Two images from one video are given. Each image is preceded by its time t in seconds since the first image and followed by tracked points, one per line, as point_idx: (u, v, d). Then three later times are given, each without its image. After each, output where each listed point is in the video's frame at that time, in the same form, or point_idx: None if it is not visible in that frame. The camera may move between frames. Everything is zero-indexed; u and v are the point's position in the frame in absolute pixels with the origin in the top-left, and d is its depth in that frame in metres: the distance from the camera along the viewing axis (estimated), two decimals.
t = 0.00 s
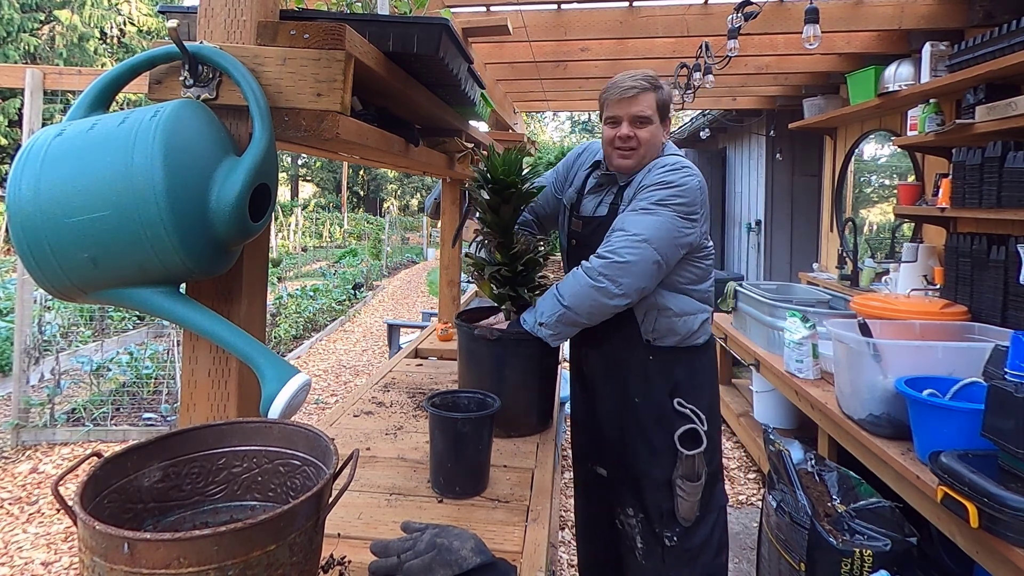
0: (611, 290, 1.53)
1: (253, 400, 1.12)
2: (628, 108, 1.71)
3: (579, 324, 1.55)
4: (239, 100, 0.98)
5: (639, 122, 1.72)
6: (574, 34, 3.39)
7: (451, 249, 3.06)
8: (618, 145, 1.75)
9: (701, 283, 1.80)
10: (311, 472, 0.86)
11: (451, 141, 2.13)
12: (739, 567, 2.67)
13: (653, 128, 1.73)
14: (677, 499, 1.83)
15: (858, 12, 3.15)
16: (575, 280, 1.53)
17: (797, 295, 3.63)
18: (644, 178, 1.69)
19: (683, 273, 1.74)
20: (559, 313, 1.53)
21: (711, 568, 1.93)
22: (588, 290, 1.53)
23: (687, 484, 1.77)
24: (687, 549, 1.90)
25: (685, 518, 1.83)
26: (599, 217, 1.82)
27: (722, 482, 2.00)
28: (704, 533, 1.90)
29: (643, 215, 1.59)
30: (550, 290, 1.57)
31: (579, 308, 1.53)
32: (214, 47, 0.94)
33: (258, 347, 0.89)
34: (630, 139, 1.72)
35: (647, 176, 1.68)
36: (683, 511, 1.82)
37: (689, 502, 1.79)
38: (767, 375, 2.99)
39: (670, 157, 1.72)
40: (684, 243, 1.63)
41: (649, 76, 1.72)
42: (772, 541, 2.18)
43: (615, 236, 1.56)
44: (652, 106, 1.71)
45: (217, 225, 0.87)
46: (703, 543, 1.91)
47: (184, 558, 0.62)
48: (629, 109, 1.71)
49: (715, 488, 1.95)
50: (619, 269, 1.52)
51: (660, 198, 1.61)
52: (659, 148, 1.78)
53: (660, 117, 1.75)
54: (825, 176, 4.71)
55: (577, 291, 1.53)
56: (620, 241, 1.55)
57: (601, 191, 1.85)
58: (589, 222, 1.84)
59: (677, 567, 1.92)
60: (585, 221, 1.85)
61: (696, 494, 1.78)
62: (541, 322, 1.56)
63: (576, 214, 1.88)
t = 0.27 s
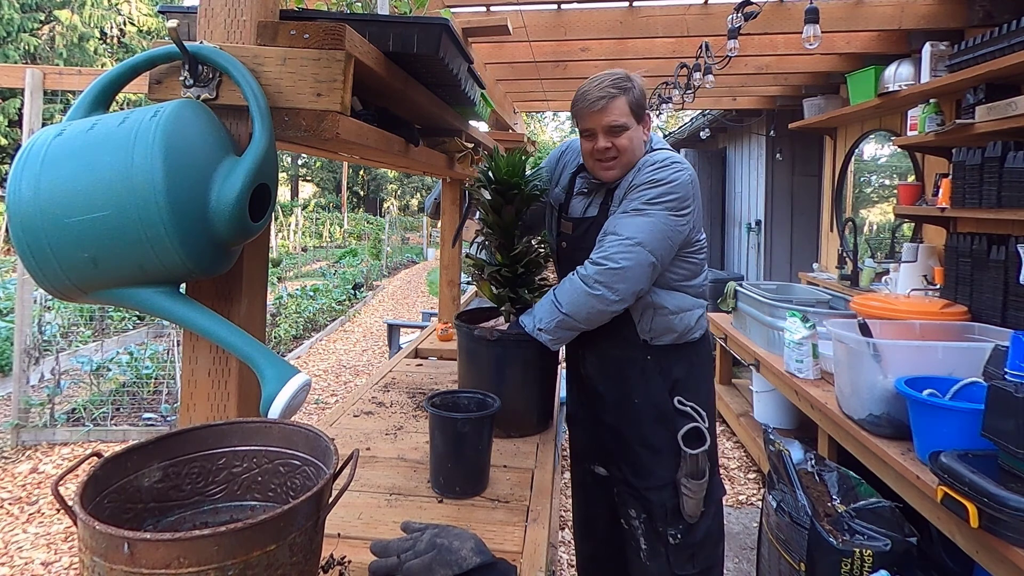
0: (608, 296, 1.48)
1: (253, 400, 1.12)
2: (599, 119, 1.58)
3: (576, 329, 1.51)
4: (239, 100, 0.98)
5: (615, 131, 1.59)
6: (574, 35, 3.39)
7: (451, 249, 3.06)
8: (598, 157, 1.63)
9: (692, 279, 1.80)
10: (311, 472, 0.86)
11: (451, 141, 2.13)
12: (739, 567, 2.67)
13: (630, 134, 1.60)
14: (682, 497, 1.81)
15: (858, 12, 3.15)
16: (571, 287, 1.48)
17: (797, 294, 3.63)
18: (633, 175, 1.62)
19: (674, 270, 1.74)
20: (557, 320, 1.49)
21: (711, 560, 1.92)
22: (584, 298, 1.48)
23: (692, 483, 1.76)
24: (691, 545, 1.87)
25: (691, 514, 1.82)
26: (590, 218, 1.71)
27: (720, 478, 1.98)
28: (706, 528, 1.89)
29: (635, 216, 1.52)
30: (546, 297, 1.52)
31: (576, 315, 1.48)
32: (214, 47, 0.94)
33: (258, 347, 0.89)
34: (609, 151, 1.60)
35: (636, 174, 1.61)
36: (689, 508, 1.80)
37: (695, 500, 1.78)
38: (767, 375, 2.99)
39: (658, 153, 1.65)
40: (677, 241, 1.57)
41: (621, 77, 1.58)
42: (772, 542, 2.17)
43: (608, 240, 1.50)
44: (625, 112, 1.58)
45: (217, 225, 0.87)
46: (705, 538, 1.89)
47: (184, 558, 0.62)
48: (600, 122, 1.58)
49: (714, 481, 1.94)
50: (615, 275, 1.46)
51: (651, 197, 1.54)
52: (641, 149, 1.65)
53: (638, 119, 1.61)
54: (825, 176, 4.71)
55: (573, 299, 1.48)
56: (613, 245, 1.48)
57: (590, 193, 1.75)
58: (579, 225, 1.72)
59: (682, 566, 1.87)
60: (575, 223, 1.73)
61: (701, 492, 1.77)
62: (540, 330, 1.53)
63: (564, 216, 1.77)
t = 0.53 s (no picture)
0: (616, 300, 1.53)
1: (253, 400, 1.12)
2: (592, 128, 1.69)
3: (579, 328, 1.56)
4: (239, 100, 0.98)
5: (605, 140, 1.69)
6: (574, 34, 3.39)
7: (451, 249, 3.06)
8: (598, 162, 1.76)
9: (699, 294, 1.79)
10: (312, 472, 0.86)
11: (451, 141, 2.13)
12: (739, 568, 2.67)
13: (623, 140, 1.68)
14: (651, 509, 1.81)
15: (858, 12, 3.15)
16: (582, 288, 1.53)
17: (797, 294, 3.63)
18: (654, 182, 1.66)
19: (683, 285, 1.75)
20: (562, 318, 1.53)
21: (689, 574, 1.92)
22: (593, 298, 1.53)
23: (661, 496, 1.75)
24: (661, 557, 1.88)
25: (659, 528, 1.81)
26: (602, 215, 1.80)
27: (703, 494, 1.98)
28: (679, 542, 1.88)
29: (653, 224, 1.57)
30: (553, 293, 1.56)
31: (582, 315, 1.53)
32: (214, 47, 0.94)
33: (258, 347, 0.89)
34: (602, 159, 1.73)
35: (658, 181, 1.65)
36: (657, 522, 1.80)
37: (663, 513, 1.77)
38: (767, 375, 2.98)
39: (680, 163, 1.69)
40: (691, 254, 1.62)
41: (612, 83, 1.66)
42: (772, 542, 2.18)
43: (625, 245, 1.54)
44: (613, 120, 1.66)
45: (217, 225, 0.87)
46: (679, 551, 1.89)
47: (184, 558, 0.62)
48: (592, 131, 1.69)
49: (693, 499, 1.93)
50: (627, 280, 1.52)
51: (671, 208, 1.59)
52: (642, 151, 1.72)
53: (630, 122, 1.67)
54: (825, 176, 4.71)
55: (582, 299, 1.53)
56: (630, 251, 1.53)
57: (604, 191, 1.85)
58: (592, 219, 1.82)
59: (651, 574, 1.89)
60: (588, 217, 1.83)
61: (669, 506, 1.75)
62: (542, 324, 1.57)
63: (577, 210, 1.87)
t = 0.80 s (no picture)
0: (625, 298, 1.53)
1: (253, 400, 1.12)
2: (586, 138, 1.69)
3: (589, 329, 1.57)
4: (238, 100, 0.98)
5: (602, 148, 1.69)
6: (574, 35, 3.39)
7: (451, 249, 3.07)
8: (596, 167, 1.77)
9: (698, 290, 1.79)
10: (311, 472, 0.86)
11: (451, 141, 2.13)
12: (739, 567, 2.67)
13: (618, 147, 1.69)
14: (650, 507, 1.81)
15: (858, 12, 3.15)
16: (591, 288, 1.53)
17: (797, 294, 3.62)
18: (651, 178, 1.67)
19: (685, 281, 1.74)
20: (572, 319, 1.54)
21: None
22: (601, 298, 1.53)
23: (660, 493, 1.74)
24: (658, 558, 1.88)
25: (658, 527, 1.81)
26: (602, 212, 1.80)
27: (701, 495, 1.98)
28: (677, 543, 1.88)
29: (654, 220, 1.57)
30: (561, 294, 1.56)
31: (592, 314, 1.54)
32: (214, 47, 0.94)
33: (258, 347, 0.89)
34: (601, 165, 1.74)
35: (655, 177, 1.66)
36: (656, 521, 1.79)
37: (662, 511, 1.75)
38: (767, 375, 2.98)
39: (674, 158, 1.70)
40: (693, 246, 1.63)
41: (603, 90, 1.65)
42: (772, 542, 2.18)
43: (629, 242, 1.54)
44: (607, 130, 1.66)
45: (217, 225, 0.87)
46: (676, 552, 1.89)
47: (184, 558, 0.62)
48: (587, 141, 1.69)
49: (692, 499, 1.93)
50: (634, 277, 1.52)
51: (670, 202, 1.59)
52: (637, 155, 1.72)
53: (623, 128, 1.67)
54: (825, 177, 4.71)
55: (590, 299, 1.53)
56: (635, 249, 1.53)
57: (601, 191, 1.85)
58: (592, 217, 1.82)
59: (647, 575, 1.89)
60: (588, 215, 1.83)
61: (669, 503, 1.74)
62: (551, 325, 1.56)
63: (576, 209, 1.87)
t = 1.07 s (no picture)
0: (624, 295, 1.54)
1: (253, 400, 1.12)
2: (587, 139, 1.69)
3: (589, 326, 1.57)
4: (239, 100, 0.98)
5: (602, 148, 1.70)
6: (575, 35, 3.39)
7: (451, 249, 3.07)
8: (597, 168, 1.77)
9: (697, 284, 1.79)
10: (311, 472, 0.86)
11: (451, 141, 2.13)
12: (739, 567, 2.67)
13: (619, 146, 1.69)
14: (654, 503, 1.81)
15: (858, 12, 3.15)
16: (590, 285, 1.54)
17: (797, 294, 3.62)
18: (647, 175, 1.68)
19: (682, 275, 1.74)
20: (572, 316, 1.54)
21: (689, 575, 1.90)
22: (600, 294, 1.54)
23: (663, 488, 1.77)
24: (663, 555, 1.87)
25: (662, 522, 1.81)
26: (599, 209, 1.80)
27: (705, 491, 1.98)
28: (681, 539, 1.88)
29: (651, 216, 1.58)
30: (561, 292, 1.57)
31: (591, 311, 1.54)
32: (214, 47, 0.94)
33: (258, 347, 0.89)
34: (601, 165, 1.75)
35: (650, 174, 1.67)
36: (661, 515, 1.80)
37: (666, 506, 1.79)
38: (767, 375, 2.98)
39: (668, 155, 1.71)
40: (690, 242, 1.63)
41: (601, 90, 1.65)
42: (772, 542, 2.18)
43: (626, 239, 1.55)
44: (607, 130, 1.66)
45: (217, 225, 0.87)
46: (681, 549, 1.88)
47: (184, 558, 0.62)
48: (587, 141, 1.69)
49: (695, 495, 1.93)
50: (632, 274, 1.52)
51: (667, 198, 1.60)
52: (636, 153, 1.73)
53: (622, 128, 1.67)
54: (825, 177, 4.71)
55: (590, 297, 1.54)
56: (632, 245, 1.54)
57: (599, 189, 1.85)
58: (589, 214, 1.82)
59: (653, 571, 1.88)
60: (586, 212, 1.83)
61: (673, 498, 1.78)
62: (551, 323, 1.56)
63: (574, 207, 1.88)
